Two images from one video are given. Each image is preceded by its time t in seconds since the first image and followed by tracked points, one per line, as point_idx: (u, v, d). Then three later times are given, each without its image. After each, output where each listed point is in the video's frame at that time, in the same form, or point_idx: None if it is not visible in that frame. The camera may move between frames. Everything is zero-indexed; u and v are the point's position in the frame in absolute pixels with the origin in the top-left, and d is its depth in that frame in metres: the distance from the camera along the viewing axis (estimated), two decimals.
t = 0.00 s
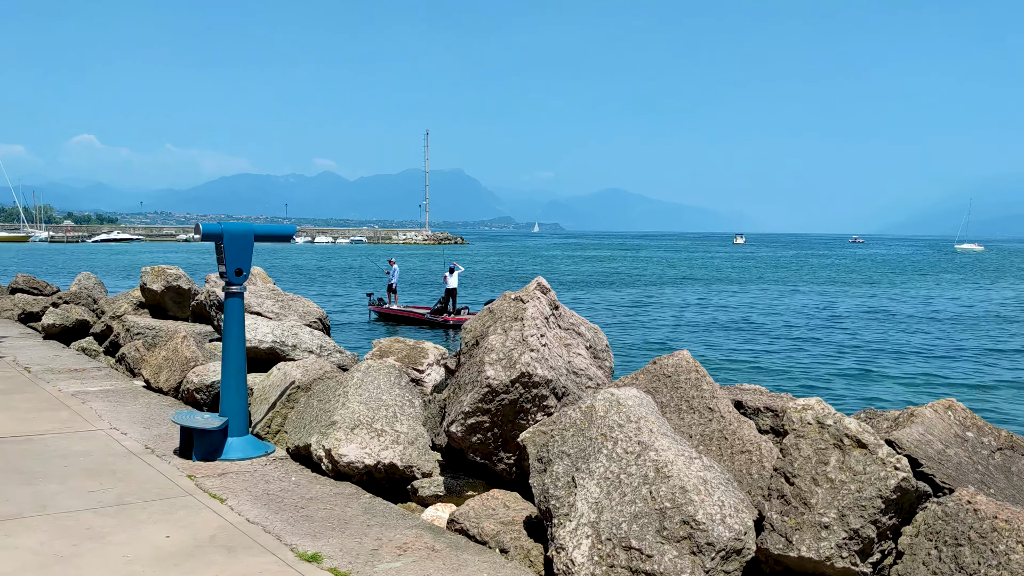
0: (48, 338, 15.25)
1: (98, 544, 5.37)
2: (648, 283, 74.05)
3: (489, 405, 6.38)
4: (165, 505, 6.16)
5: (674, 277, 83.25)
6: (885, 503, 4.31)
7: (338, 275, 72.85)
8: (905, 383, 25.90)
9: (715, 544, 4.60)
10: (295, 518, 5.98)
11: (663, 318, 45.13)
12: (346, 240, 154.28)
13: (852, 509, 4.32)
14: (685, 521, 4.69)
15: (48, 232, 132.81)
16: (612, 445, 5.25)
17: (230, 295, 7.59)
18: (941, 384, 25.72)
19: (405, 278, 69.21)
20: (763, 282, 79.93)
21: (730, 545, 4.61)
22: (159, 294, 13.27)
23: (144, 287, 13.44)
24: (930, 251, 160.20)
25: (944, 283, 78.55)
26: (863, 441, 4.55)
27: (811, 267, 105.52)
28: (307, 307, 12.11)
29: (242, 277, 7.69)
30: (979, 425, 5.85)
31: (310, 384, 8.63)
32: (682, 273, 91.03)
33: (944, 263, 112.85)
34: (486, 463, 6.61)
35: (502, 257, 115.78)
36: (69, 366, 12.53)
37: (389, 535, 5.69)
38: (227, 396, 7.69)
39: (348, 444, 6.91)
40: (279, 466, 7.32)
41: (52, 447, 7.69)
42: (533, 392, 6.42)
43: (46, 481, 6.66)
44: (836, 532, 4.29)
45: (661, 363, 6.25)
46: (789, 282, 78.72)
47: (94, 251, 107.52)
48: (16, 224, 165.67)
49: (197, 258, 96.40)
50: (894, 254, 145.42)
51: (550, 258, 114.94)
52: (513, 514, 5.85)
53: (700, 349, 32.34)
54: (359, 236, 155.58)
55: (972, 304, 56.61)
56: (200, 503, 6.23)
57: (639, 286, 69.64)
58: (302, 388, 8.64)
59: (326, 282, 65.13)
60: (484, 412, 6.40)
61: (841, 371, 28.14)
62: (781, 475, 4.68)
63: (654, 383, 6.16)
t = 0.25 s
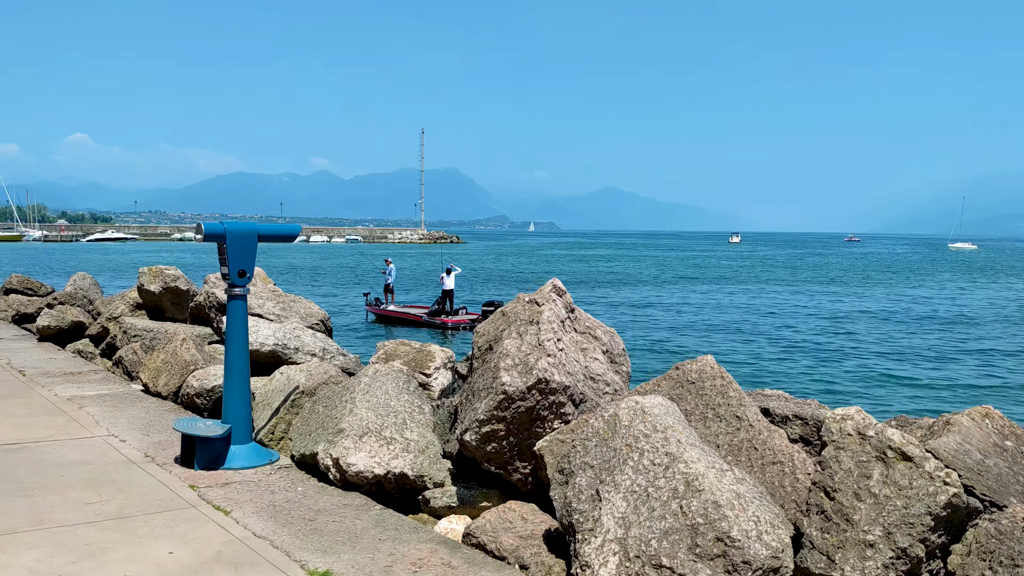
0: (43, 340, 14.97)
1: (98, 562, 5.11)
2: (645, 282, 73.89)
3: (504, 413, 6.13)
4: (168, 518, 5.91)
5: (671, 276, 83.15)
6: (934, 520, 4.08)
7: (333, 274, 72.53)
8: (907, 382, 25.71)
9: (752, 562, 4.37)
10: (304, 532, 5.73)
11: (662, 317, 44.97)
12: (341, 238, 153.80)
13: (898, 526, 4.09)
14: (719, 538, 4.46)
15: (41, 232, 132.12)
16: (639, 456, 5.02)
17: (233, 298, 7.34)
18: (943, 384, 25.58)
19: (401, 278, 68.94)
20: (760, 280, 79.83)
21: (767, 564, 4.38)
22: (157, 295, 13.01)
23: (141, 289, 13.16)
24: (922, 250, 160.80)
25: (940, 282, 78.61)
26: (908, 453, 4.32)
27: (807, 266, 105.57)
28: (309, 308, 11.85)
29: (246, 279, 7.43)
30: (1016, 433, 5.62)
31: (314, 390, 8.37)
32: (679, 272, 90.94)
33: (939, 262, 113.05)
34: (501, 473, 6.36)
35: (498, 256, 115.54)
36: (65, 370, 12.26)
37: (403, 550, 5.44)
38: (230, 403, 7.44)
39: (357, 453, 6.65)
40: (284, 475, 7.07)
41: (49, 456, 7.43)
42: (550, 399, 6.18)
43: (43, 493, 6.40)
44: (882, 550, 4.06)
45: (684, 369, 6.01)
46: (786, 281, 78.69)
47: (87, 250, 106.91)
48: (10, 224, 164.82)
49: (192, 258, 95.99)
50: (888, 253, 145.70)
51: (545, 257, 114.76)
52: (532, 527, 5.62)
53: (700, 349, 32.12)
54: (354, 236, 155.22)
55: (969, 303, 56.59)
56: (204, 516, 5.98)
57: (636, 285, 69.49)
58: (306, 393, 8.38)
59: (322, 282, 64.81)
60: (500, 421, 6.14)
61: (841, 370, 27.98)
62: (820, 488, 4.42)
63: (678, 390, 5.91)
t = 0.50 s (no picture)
0: (38, 343, 14.65)
1: None
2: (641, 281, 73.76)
3: (524, 425, 5.89)
4: (173, 536, 5.65)
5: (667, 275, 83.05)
6: (995, 545, 3.86)
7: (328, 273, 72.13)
8: (911, 382, 25.48)
9: None
10: (317, 550, 5.48)
11: (659, 317, 44.82)
12: (335, 238, 153.27)
13: (955, 549, 3.86)
14: (762, 560, 4.21)
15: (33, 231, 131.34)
16: (671, 472, 4.78)
17: (239, 304, 7.10)
18: (944, 382, 25.49)
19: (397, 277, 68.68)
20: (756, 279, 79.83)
21: None
22: (155, 298, 12.73)
23: (139, 292, 12.88)
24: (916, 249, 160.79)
25: (935, 280, 78.78)
26: (964, 473, 4.13)
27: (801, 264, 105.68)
28: (311, 312, 11.59)
29: (252, 284, 7.18)
30: None
31: (320, 398, 8.11)
32: (674, 271, 90.89)
33: (932, 260, 113.34)
34: (520, 486, 6.12)
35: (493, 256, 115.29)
36: (62, 374, 11.97)
37: (421, 569, 5.20)
38: (235, 412, 7.17)
39: (369, 466, 6.41)
40: (292, 488, 6.81)
41: (49, 467, 7.17)
42: (572, 410, 5.95)
43: (43, 509, 6.14)
44: None
45: (712, 379, 5.79)
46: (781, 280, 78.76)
47: (80, 250, 106.23)
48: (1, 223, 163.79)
49: (185, 257, 95.50)
50: (881, 252, 146.07)
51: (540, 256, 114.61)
52: (555, 545, 5.38)
53: (700, 349, 31.85)
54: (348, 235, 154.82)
55: (965, 302, 56.64)
56: (212, 533, 5.72)
57: (632, 284, 69.37)
58: (313, 401, 8.13)
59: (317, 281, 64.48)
60: (519, 432, 5.90)
61: (843, 370, 27.73)
62: (868, 509, 4.19)
63: (706, 402, 5.68)
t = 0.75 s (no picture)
0: (34, 342, 14.36)
1: None
2: (638, 280, 73.55)
3: (547, 424, 5.66)
4: (182, 541, 5.42)
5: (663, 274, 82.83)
6: None
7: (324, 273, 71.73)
8: (914, 381, 25.23)
9: None
10: (334, 556, 5.24)
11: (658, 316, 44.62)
12: (330, 237, 152.67)
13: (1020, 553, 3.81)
14: (811, 565, 4.00)
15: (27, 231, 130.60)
16: (710, 475, 4.56)
17: (247, 300, 6.86)
18: (948, 381, 25.31)
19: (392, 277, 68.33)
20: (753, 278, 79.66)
21: None
22: (155, 296, 12.45)
23: (139, 289, 12.61)
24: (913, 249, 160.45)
25: (931, 279, 78.72)
26: None
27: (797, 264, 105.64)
28: (316, 309, 11.35)
29: (260, 279, 6.93)
30: None
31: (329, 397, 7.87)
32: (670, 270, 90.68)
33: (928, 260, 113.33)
34: (543, 489, 5.89)
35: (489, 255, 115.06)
36: (60, 373, 11.71)
37: None
38: (244, 412, 6.92)
39: (384, 467, 6.18)
40: (304, 491, 6.56)
41: (49, 469, 6.92)
42: (596, 409, 5.72)
43: (45, 513, 5.89)
44: None
45: (743, 376, 5.57)
46: (778, 279, 78.62)
47: (74, 250, 105.58)
48: None
49: (179, 257, 94.99)
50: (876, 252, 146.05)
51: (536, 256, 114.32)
52: (583, 550, 5.17)
53: (700, 348, 31.57)
54: (343, 234, 154.33)
55: (962, 301, 56.54)
56: (222, 538, 5.48)
57: (629, 284, 69.13)
58: (322, 400, 7.89)
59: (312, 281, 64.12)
60: (542, 433, 5.67)
61: (845, 369, 27.51)
62: (923, 512, 4.12)
63: (738, 400, 5.47)
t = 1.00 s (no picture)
0: (33, 344, 14.15)
1: None
2: (636, 280, 73.38)
3: (570, 432, 5.49)
4: (194, 554, 5.24)
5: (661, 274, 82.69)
6: None
7: (320, 272, 71.44)
8: (918, 381, 25.09)
9: None
10: (353, 569, 5.07)
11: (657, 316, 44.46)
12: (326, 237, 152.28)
13: None
14: None
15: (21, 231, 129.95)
16: (746, 485, 4.40)
17: (257, 303, 6.68)
18: (952, 381, 25.18)
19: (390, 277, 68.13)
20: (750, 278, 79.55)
21: None
22: (156, 298, 12.26)
23: (139, 290, 12.41)
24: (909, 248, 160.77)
25: (929, 279, 78.68)
26: None
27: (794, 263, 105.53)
28: (321, 312, 11.16)
29: (270, 283, 6.75)
30: None
31: (339, 403, 7.69)
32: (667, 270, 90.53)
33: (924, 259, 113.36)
34: (566, 498, 5.72)
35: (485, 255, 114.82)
36: (59, 377, 11.49)
37: None
38: (253, 419, 6.73)
39: (400, 476, 6.00)
40: (316, 500, 6.38)
41: (53, 477, 6.72)
42: (621, 416, 5.55)
43: (52, 523, 5.71)
44: None
45: (772, 383, 5.40)
46: (776, 279, 78.52)
47: (68, 250, 105.02)
48: None
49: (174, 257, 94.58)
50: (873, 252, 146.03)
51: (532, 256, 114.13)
52: (610, 562, 5.00)
53: (701, 349, 31.41)
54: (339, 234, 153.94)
55: (961, 301, 56.44)
56: (236, 551, 5.30)
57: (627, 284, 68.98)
58: (332, 405, 7.71)
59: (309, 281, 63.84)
60: (566, 440, 5.50)
61: (848, 369, 27.37)
62: (975, 527, 4.06)
63: (769, 407, 5.29)
